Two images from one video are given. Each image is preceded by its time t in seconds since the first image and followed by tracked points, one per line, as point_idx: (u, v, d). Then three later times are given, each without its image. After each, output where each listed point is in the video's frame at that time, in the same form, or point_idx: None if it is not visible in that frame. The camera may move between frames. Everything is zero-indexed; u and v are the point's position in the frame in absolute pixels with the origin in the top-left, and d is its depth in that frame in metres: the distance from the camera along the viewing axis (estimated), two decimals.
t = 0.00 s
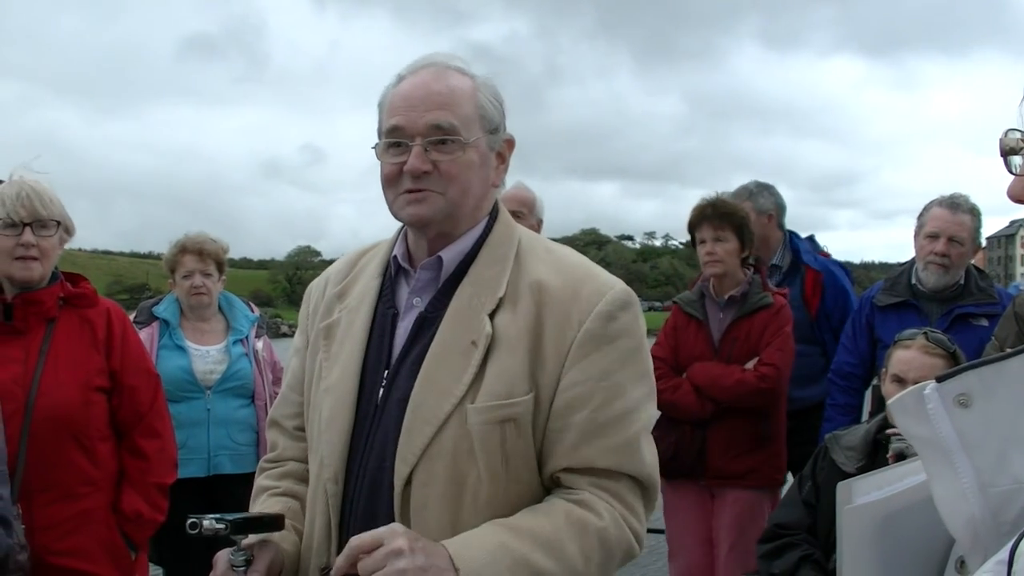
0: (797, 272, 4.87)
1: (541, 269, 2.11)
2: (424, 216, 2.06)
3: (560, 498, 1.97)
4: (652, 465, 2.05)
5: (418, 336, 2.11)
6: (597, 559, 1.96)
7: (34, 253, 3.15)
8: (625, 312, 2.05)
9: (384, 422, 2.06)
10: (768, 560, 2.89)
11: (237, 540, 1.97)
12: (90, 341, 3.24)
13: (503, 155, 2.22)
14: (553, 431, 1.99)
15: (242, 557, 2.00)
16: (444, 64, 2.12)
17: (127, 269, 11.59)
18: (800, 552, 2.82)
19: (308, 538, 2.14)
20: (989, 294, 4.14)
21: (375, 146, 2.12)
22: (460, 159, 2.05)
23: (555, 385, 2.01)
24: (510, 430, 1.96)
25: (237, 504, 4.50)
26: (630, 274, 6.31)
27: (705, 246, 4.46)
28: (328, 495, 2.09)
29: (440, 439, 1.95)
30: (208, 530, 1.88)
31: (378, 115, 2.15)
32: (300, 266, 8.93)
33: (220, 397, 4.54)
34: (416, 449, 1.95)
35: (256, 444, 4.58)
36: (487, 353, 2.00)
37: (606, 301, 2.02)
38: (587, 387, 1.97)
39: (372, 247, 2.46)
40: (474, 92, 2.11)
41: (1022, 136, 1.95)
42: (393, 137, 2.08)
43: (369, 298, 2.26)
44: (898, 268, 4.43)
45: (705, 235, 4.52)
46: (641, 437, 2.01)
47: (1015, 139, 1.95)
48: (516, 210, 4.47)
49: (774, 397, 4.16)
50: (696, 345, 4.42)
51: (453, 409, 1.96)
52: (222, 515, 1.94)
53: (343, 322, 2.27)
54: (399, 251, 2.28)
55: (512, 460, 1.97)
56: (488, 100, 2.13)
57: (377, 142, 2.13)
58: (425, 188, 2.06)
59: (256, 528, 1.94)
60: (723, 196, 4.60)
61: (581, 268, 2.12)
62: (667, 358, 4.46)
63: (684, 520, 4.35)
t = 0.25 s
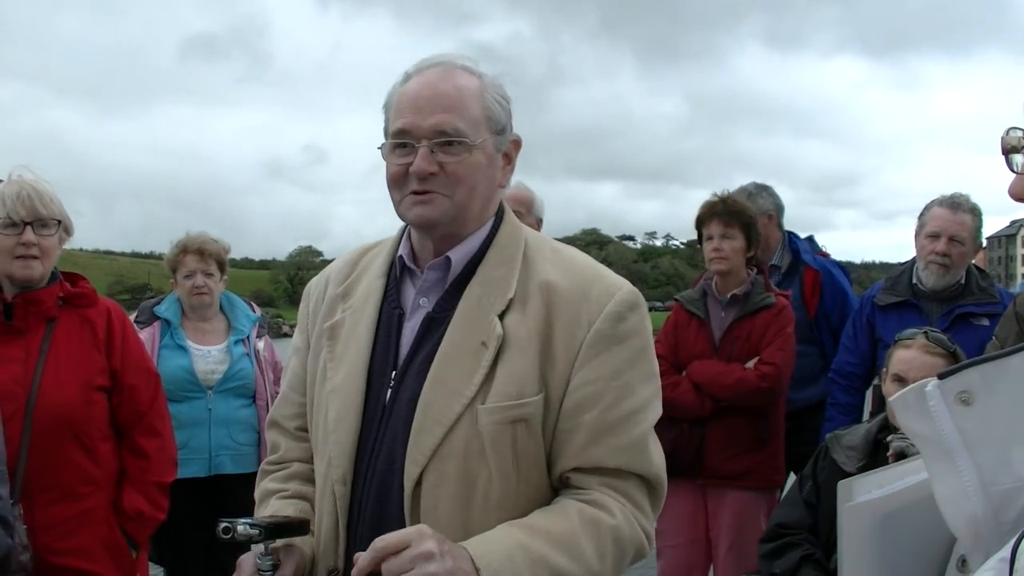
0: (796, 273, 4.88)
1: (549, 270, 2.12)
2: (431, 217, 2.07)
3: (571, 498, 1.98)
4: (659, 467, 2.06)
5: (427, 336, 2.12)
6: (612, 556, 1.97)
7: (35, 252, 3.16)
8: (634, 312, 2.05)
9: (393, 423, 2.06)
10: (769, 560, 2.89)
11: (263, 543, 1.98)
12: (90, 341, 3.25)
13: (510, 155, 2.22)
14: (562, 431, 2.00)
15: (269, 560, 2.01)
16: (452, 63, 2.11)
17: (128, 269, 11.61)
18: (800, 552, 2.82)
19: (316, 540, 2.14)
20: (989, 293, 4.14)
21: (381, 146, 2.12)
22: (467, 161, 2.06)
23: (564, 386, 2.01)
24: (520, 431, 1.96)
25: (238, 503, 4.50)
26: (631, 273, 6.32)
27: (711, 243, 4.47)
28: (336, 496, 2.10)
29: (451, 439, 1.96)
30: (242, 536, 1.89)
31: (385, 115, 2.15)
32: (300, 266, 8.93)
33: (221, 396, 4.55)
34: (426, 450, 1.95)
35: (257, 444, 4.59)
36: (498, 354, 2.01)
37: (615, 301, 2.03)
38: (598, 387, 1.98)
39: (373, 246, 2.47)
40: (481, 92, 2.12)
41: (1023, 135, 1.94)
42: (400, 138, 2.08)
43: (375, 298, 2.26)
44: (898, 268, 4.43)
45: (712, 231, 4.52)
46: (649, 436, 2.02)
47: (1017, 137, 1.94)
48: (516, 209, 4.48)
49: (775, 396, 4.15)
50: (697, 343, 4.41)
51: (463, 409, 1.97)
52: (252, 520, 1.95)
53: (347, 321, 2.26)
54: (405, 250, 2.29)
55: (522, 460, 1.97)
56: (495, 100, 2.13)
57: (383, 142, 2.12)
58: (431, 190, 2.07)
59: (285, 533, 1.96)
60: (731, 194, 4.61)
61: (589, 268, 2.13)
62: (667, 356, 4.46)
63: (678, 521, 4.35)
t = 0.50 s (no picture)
0: (775, 279, 4.89)
1: (552, 269, 2.12)
2: (434, 214, 2.07)
3: (572, 497, 1.98)
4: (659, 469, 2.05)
5: (428, 334, 2.12)
6: (612, 555, 1.97)
7: (32, 243, 3.15)
8: (636, 312, 2.06)
9: (394, 420, 2.06)
10: (765, 562, 2.89)
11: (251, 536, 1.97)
12: (88, 334, 3.25)
13: (515, 153, 2.22)
14: (563, 430, 2.00)
15: (258, 555, 2.00)
16: (457, 60, 2.11)
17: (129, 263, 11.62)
18: (797, 555, 2.82)
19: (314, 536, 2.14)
20: (990, 301, 4.14)
21: (386, 142, 2.12)
22: (472, 158, 2.05)
23: (566, 385, 2.01)
24: (521, 429, 1.96)
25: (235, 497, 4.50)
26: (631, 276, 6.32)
27: (708, 244, 4.49)
28: (335, 492, 2.10)
29: (452, 437, 1.96)
30: (229, 528, 1.88)
31: (390, 111, 2.15)
32: (301, 263, 8.93)
33: (220, 392, 4.55)
34: (427, 447, 1.95)
35: (255, 440, 4.58)
36: (500, 352, 2.01)
37: (618, 301, 2.03)
38: (600, 387, 1.98)
39: (375, 243, 2.46)
40: (487, 89, 2.11)
41: None
42: (404, 134, 2.08)
43: (377, 294, 2.25)
44: (899, 274, 4.43)
45: (708, 233, 4.54)
46: (650, 437, 2.01)
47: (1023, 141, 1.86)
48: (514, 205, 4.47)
49: (766, 399, 4.17)
50: (686, 345, 4.41)
51: (465, 407, 1.96)
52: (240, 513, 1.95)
53: (349, 318, 2.25)
54: (407, 247, 2.29)
55: (523, 459, 1.97)
56: (500, 98, 2.13)
57: (388, 138, 2.12)
58: (436, 186, 2.07)
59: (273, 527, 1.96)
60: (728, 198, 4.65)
61: (592, 267, 2.13)
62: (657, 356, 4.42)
63: (667, 527, 4.33)
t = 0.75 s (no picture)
0: (760, 280, 4.92)
1: (554, 270, 2.11)
2: (438, 214, 2.07)
3: (570, 498, 1.97)
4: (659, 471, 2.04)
5: (429, 335, 2.12)
6: (608, 556, 1.97)
7: (32, 242, 3.15)
8: (637, 315, 2.05)
9: (394, 420, 2.06)
10: (765, 563, 2.88)
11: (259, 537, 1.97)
12: (88, 332, 3.24)
13: (519, 153, 2.22)
14: (563, 432, 2.00)
15: (262, 556, 2.01)
16: (461, 60, 2.11)
17: (130, 262, 11.60)
18: (797, 557, 2.81)
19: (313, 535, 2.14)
20: (991, 303, 4.13)
21: (390, 141, 2.12)
22: (475, 158, 2.05)
23: (566, 387, 2.00)
24: (521, 430, 1.96)
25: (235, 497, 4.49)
26: (632, 276, 6.31)
27: (698, 244, 4.49)
28: (334, 491, 2.09)
29: (451, 438, 1.95)
30: (234, 530, 1.89)
31: (394, 111, 2.15)
32: (302, 262, 8.91)
33: (220, 390, 4.54)
34: (426, 447, 1.95)
35: (255, 439, 4.58)
36: (500, 353, 2.00)
37: (619, 304, 2.03)
38: (599, 389, 1.97)
39: (377, 242, 2.46)
40: (491, 89, 2.11)
41: None
42: (408, 133, 2.08)
43: (379, 293, 2.25)
44: (900, 275, 4.42)
45: (698, 232, 4.54)
46: (649, 439, 2.01)
47: None
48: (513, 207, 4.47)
49: (756, 399, 4.17)
50: (674, 344, 4.40)
51: (465, 408, 1.96)
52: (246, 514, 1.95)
53: (351, 317, 2.25)
54: (409, 247, 2.28)
55: (522, 460, 1.97)
56: (504, 98, 2.13)
57: (392, 137, 2.12)
58: (439, 185, 2.06)
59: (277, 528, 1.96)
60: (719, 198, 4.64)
61: (593, 270, 2.12)
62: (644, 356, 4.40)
63: (658, 529, 4.30)
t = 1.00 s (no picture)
0: (753, 276, 4.89)
1: (554, 272, 2.11)
2: (437, 216, 2.06)
3: (572, 500, 1.97)
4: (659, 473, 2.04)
5: (430, 338, 2.11)
6: (611, 557, 1.96)
7: (33, 245, 3.15)
8: (638, 317, 2.05)
9: (395, 424, 2.05)
10: (767, 563, 2.88)
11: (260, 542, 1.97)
12: (89, 334, 3.24)
13: (518, 154, 2.21)
14: (564, 435, 1.99)
15: (264, 560, 2.00)
16: (460, 61, 2.10)
17: (130, 263, 11.59)
18: (798, 556, 2.81)
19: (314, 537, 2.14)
20: (993, 301, 4.12)
21: (388, 143, 2.11)
22: (474, 159, 2.04)
23: (567, 390, 2.00)
24: (523, 434, 1.95)
25: (236, 499, 4.49)
26: (633, 275, 6.30)
27: (690, 243, 4.46)
28: (335, 494, 2.09)
29: (453, 443, 1.95)
30: (237, 534, 1.89)
31: (393, 112, 2.14)
32: (303, 263, 8.91)
33: (221, 391, 4.54)
34: (428, 452, 1.94)
35: (256, 440, 4.58)
36: (501, 356, 2.00)
37: (620, 306, 2.02)
38: (601, 392, 1.97)
39: (376, 244, 2.46)
40: (490, 90, 2.11)
41: None
42: (407, 135, 2.07)
43: (379, 296, 2.25)
44: (902, 274, 4.41)
45: (690, 231, 4.53)
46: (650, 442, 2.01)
47: None
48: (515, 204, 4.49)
49: (751, 397, 4.17)
50: (669, 343, 4.40)
51: (466, 412, 1.96)
52: (249, 518, 1.95)
53: (350, 319, 2.24)
54: (409, 249, 2.28)
55: (524, 463, 1.97)
56: (503, 98, 2.12)
57: (390, 139, 2.11)
58: (438, 187, 2.06)
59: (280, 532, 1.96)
60: (711, 196, 4.63)
61: (594, 271, 2.12)
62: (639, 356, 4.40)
63: (656, 529, 4.29)
